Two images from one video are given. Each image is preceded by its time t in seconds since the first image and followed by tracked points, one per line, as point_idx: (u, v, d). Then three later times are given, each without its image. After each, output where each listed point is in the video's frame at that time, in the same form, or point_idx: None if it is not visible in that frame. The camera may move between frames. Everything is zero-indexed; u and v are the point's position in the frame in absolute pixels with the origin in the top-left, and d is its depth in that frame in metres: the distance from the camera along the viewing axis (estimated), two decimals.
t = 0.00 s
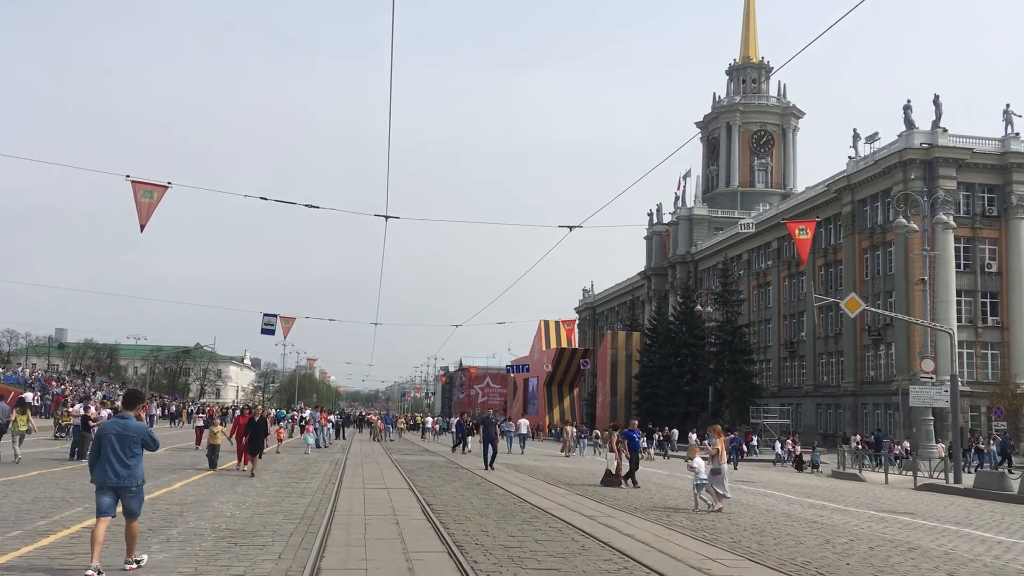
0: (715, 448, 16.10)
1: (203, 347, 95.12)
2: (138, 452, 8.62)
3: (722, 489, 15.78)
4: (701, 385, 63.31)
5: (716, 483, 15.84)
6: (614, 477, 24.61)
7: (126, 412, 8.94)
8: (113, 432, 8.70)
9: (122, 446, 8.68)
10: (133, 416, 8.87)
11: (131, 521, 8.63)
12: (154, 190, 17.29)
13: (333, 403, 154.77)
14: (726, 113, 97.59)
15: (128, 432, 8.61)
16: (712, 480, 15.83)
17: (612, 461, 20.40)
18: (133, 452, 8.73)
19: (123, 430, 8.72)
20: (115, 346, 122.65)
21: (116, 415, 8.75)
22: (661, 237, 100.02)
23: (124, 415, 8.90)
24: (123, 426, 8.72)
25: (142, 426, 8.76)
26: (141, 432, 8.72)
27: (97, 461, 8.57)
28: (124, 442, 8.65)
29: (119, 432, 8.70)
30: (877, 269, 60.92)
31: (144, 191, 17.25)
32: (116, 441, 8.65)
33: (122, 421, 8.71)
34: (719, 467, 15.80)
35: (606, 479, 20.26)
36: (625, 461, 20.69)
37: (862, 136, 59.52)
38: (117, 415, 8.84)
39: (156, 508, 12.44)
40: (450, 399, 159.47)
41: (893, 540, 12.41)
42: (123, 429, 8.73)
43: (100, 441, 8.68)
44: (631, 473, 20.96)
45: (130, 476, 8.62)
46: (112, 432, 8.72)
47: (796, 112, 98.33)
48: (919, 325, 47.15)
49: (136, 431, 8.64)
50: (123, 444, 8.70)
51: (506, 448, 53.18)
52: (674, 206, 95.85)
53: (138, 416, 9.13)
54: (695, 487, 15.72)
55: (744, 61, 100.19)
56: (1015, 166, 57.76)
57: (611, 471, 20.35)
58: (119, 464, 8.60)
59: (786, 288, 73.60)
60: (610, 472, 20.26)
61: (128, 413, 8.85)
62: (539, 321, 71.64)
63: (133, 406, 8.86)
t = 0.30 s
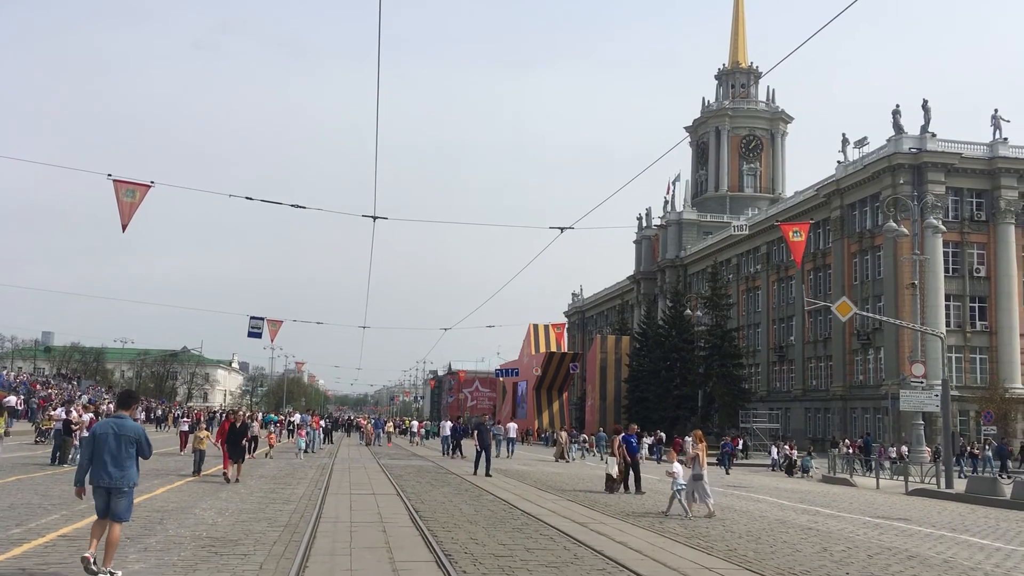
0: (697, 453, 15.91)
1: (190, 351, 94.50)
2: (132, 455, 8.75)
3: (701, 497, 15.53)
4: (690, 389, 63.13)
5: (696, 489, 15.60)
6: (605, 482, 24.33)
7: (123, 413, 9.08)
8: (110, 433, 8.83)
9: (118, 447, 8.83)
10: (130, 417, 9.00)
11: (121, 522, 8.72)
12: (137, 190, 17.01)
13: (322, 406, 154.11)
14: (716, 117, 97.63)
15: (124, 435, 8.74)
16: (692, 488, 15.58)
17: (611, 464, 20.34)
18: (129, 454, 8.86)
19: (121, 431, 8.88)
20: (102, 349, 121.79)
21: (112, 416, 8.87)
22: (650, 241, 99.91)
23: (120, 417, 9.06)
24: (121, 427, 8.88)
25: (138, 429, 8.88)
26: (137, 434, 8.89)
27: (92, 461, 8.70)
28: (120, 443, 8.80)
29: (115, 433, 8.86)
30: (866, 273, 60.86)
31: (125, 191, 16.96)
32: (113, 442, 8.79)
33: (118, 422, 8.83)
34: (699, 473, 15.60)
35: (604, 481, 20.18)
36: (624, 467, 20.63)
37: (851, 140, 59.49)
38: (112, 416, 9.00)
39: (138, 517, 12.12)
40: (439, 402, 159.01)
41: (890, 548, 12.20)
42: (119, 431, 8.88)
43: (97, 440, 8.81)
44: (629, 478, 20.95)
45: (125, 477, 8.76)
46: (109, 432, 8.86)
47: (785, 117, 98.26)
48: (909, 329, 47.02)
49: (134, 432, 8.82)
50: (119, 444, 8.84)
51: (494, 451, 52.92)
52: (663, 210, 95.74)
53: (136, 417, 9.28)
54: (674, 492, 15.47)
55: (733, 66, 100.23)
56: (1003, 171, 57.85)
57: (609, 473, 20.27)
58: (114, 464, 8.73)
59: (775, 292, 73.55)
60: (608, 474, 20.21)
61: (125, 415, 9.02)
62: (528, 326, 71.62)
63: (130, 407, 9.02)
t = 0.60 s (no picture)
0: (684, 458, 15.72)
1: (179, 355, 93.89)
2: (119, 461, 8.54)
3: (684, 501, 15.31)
4: (683, 394, 62.83)
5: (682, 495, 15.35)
6: (598, 488, 23.97)
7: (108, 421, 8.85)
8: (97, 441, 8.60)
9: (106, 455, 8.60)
10: (115, 426, 8.78)
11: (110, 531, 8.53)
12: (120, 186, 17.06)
13: (313, 410, 153.57)
14: (708, 121, 97.54)
15: (109, 441, 8.54)
16: (678, 492, 15.32)
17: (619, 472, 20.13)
18: (117, 462, 8.65)
19: (109, 440, 8.65)
20: (90, 353, 121.04)
21: (98, 424, 8.66)
22: (643, 245, 99.69)
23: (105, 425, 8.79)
24: (110, 435, 8.66)
25: (123, 435, 8.65)
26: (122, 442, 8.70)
27: (80, 471, 8.51)
28: (107, 451, 8.59)
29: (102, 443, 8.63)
30: (859, 278, 60.66)
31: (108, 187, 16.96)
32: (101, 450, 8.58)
33: (105, 431, 8.63)
34: (686, 478, 15.36)
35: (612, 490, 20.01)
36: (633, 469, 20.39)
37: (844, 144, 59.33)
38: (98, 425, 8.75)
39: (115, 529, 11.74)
40: (430, 406, 158.64)
41: (893, 556, 11.86)
42: (107, 440, 8.65)
43: (85, 450, 8.60)
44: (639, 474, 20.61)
45: (115, 487, 8.54)
46: (97, 442, 8.64)
47: (778, 121, 98.05)
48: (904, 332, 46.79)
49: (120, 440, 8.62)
50: (106, 453, 8.63)
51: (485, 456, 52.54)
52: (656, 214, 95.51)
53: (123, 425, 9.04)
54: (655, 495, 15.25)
55: (726, 70, 100.11)
56: (996, 175, 57.74)
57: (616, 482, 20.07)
58: (102, 473, 8.52)
59: (768, 296, 73.36)
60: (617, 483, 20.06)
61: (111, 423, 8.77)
62: (520, 330, 71.37)
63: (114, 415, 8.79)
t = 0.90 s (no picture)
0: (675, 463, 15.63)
1: (172, 360, 93.44)
2: (109, 461, 8.59)
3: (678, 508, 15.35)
4: (678, 398, 62.59)
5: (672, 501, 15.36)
6: (594, 493, 23.69)
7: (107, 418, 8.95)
8: (91, 438, 8.70)
9: (100, 453, 8.69)
10: (110, 424, 8.85)
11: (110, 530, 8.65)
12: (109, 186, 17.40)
13: (307, 415, 153.15)
14: (703, 126, 97.48)
15: (101, 439, 8.61)
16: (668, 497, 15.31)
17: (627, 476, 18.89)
18: (111, 460, 8.72)
19: (102, 438, 8.72)
20: (83, 358, 120.51)
21: (94, 422, 8.76)
22: (638, 249, 99.51)
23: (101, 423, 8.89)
24: (102, 433, 8.71)
25: (116, 433, 8.72)
26: (116, 438, 8.77)
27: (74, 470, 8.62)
28: (102, 450, 8.67)
29: (96, 439, 8.73)
30: (854, 282, 60.51)
31: (95, 187, 17.29)
32: (95, 448, 8.67)
33: (99, 428, 8.72)
34: (676, 484, 15.33)
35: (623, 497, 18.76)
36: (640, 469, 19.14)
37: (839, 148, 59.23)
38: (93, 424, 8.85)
39: (100, 538, 11.43)
40: (424, 411, 158.32)
41: (897, 563, 11.65)
42: (100, 437, 8.72)
43: (80, 447, 8.71)
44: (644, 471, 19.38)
45: (105, 486, 8.63)
46: (91, 439, 8.73)
47: (772, 126, 98.25)
48: (901, 336, 46.59)
49: (114, 436, 8.70)
50: (100, 450, 8.69)
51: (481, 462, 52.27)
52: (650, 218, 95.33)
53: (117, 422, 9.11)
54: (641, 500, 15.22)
55: (720, 75, 100.13)
56: (991, 180, 57.66)
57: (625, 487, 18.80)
58: (94, 471, 8.61)
59: (762, 301, 73.22)
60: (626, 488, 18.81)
61: (106, 420, 8.85)
62: (515, 335, 71.12)
63: (108, 412, 8.87)
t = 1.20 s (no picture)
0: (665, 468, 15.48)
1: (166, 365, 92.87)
2: (108, 475, 8.38)
3: (668, 515, 15.30)
4: (675, 404, 62.27)
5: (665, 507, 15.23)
6: (592, 500, 23.35)
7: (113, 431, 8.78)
8: (93, 450, 8.54)
9: (102, 467, 8.52)
10: (114, 436, 8.70)
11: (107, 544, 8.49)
12: (98, 185, 17.57)
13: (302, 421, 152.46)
14: (699, 131, 97.35)
15: (101, 453, 8.42)
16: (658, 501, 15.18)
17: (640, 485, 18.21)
18: (110, 475, 8.54)
19: (104, 451, 8.57)
20: (76, 363, 119.80)
21: (99, 433, 8.62)
22: (634, 254, 99.24)
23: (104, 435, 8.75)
24: (104, 446, 8.55)
25: (118, 448, 8.52)
26: (119, 450, 8.62)
27: (74, 480, 8.46)
28: (103, 462, 8.50)
29: (99, 452, 8.57)
30: (852, 288, 60.26)
31: (83, 185, 17.41)
32: (96, 460, 8.51)
33: (102, 441, 8.57)
34: (668, 491, 15.21)
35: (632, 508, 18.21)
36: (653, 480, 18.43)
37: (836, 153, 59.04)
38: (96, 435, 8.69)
39: (83, 549, 11.05)
40: (419, 417, 157.95)
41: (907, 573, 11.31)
42: (103, 450, 8.57)
43: (82, 459, 8.54)
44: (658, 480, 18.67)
45: (102, 499, 8.44)
46: (93, 451, 8.57)
47: (768, 132, 98.13)
48: (900, 340, 46.28)
49: (117, 450, 8.55)
50: (101, 464, 8.53)
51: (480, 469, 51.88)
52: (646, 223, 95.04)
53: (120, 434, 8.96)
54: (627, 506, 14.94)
55: (716, 80, 99.98)
56: (989, 185, 57.44)
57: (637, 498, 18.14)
58: (93, 484, 8.45)
59: (759, 306, 72.96)
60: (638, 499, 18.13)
61: (110, 432, 8.69)
62: (510, 340, 70.85)
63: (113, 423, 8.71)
